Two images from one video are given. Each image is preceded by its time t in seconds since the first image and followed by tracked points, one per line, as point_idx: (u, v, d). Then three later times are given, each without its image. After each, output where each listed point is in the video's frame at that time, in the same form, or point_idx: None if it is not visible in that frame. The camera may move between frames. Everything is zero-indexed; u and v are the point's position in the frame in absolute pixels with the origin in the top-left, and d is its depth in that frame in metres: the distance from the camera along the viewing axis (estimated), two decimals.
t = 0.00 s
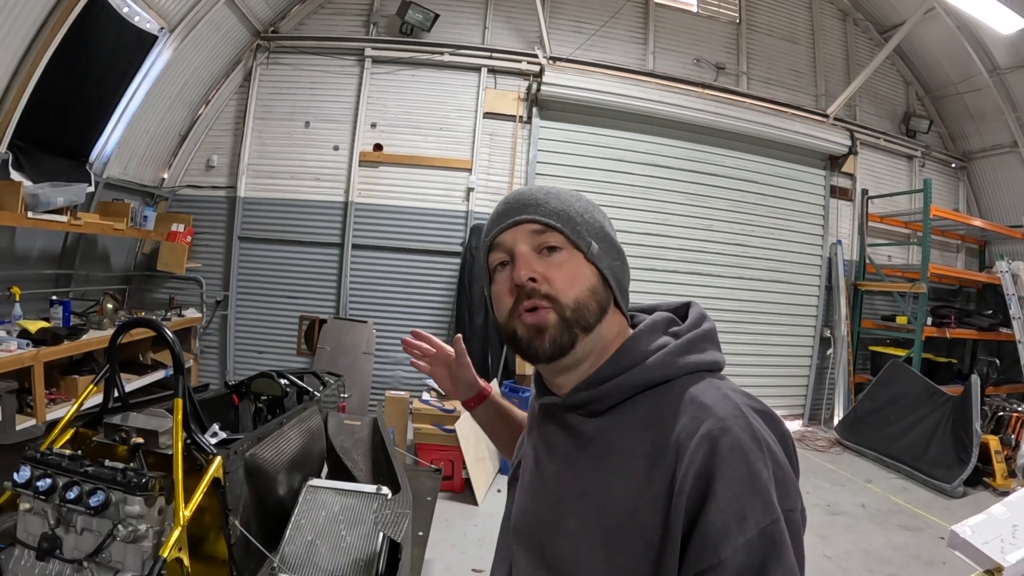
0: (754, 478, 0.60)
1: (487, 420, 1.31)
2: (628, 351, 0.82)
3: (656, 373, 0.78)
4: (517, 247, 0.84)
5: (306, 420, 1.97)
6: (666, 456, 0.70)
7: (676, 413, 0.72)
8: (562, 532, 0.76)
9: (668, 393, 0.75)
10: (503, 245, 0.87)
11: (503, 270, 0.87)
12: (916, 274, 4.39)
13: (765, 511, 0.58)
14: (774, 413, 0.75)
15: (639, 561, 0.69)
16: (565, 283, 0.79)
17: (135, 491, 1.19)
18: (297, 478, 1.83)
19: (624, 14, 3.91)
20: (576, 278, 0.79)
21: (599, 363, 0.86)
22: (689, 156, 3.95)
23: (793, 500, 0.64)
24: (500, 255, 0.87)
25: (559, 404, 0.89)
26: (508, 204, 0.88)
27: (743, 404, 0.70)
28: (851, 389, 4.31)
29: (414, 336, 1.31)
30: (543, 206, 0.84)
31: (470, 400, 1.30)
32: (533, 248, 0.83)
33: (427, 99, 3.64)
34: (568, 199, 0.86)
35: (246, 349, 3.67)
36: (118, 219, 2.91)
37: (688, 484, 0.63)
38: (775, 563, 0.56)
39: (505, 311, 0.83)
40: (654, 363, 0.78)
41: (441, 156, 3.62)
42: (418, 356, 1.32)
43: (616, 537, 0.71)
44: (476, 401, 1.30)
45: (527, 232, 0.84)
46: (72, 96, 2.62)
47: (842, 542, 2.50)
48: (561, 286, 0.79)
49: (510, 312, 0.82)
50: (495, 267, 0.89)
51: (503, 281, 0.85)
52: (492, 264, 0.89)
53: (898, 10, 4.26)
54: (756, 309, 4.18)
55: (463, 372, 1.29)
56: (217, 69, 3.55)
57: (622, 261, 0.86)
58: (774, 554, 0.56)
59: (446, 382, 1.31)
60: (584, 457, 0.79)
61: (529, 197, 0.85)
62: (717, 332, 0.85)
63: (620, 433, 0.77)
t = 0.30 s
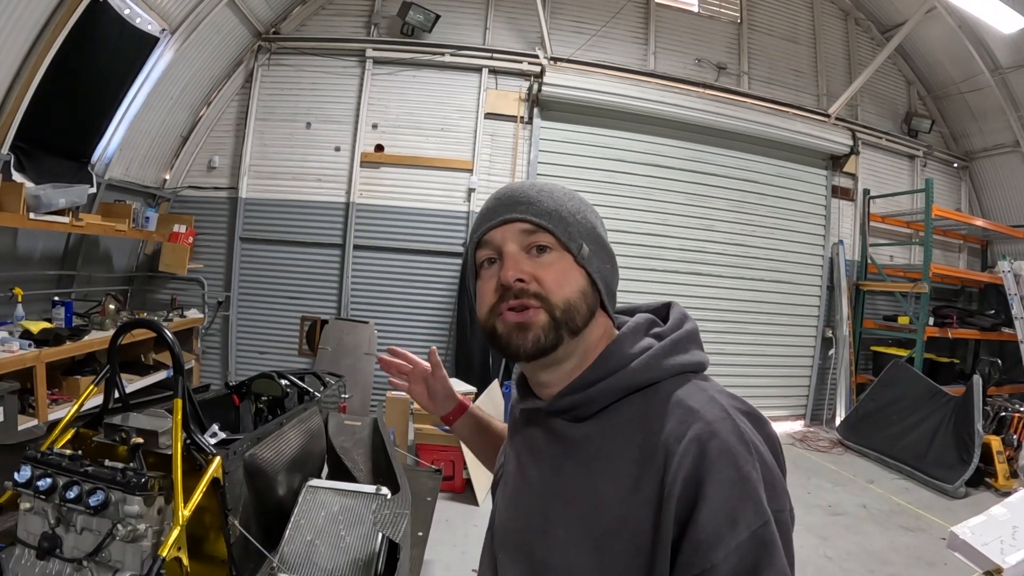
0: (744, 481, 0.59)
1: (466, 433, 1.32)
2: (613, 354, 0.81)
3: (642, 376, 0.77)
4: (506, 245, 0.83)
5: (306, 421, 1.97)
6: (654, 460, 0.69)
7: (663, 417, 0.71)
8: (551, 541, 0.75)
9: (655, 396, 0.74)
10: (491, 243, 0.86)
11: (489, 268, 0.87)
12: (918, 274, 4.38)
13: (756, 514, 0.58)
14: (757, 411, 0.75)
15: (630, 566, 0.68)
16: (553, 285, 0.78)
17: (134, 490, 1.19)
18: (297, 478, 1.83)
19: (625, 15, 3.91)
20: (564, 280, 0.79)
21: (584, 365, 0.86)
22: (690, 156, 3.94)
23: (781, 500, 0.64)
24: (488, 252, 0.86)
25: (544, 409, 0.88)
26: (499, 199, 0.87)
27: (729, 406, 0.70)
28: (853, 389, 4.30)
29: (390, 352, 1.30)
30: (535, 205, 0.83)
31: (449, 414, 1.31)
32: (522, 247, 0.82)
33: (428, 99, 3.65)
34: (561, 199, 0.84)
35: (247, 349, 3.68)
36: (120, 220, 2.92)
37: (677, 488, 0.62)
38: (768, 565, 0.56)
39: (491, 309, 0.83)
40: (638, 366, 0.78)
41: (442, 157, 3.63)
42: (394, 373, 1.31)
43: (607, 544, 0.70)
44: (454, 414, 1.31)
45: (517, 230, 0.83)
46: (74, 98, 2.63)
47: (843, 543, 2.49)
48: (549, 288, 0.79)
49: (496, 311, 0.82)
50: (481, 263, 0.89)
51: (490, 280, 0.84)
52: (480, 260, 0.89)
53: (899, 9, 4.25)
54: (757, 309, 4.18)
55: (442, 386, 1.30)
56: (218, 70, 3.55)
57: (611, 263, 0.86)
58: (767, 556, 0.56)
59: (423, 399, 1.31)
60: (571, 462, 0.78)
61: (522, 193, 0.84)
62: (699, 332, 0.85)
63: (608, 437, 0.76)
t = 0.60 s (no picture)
0: (730, 476, 0.60)
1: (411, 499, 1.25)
2: (603, 343, 0.81)
3: (632, 365, 0.78)
4: (547, 221, 0.84)
5: (307, 418, 1.97)
6: (641, 452, 0.69)
7: (652, 410, 0.71)
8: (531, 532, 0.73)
9: (644, 389, 0.74)
10: (533, 213, 0.86)
11: (522, 236, 0.87)
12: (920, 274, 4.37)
13: (740, 509, 0.58)
14: (743, 409, 0.75)
15: (613, 559, 0.68)
16: (578, 277, 0.80)
17: (133, 483, 1.20)
18: (297, 474, 1.83)
19: (626, 15, 3.91)
20: (588, 276, 0.81)
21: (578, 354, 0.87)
22: (691, 155, 3.94)
23: (766, 496, 0.64)
24: (526, 221, 0.86)
25: (534, 399, 0.88)
26: (557, 169, 0.86)
27: (717, 402, 0.71)
28: (855, 389, 4.29)
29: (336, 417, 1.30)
30: (587, 192, 0.83)
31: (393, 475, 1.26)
32: (560, 228, 0.83)
33: (430, 99, 3.65)
34: (613, 196, 0.85)
35: (250, 349, 3.69)
36: (123, 220, 2.94)
37: (664, 481, 0.62)
38: (751, 560, 0.56)
39: (512, 278, 0.84)
40: (628, 355, 0.78)
41: (444, 156, 3.63)
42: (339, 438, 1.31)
43: (591, 537, 0.69)
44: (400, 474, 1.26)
45: (562, 211, 0.83)
46: (76, 98, 2.64)
47: (843, 543, 2.49)
48: (574, 278, 0.80)
49: (517, 284, 0.83)
50: (514, 231, 0.89)
51: (519, 248, 0.85)
52: (515, 225, 0.89)
53: (901, 9, 4.24)
54: (759, 308, 4.18)
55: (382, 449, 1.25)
56: (220, 71, 3.57)
57: (633, 273, 0.88)
58: (750, 552, 0.57)
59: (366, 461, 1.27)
60: (556, 452, 0.78)
61: (586, 177, 0.85)
62: (684, 322, 0.85)
63: (596, 429, 0.76)
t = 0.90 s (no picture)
0: (739, 470, 0.60)
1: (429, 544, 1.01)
2: (622, 334, 0.82)
3: (649, 357, 0.77)
4: (563, 201, 0.86)
5: (309, 416, 1.98)
6: (653, 442, 0.69)
7: (666, 401, 0.71)
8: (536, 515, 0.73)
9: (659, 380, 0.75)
10: (551, 195, 0.88)
11: (539, 219, 0.89)
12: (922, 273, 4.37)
13: (748, 503, 0.58)
14: (753, 408, 0.75)
15: (615, 547, 0.68)
16: (593, 253, 0.81)
17: (137, 480, 1.20)
18: (299, 472, 1.84)
19: (627, 15, 3.91)
20: (604, 254, 0.81)
21: (596, 344, 0.87)
22: (693, 154, 3.94)
23: (772, 495, 0.64)
24: (544, 203, 0.89)
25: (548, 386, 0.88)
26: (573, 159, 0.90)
27: (730, 399, 0.71)
28: (857, 387, 4.29)
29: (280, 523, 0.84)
30: (603, 177, 0.86)
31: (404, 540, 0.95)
32: (577, 209, 0.85)
33: (432, 99, 3.66)
34: (629, 183, 0.88)
35: (252, 348, 3.70)
36: (125, 220, 2.94)
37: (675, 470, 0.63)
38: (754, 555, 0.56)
39: (529, 256, 0.85)
40: (647, 347, 0.78)
41: (446, 156, 3.64)
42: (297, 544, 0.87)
43: (595, 524, 0.69)
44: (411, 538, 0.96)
45: (579, 192, 0.85)
46: (80, 98, 2.65)
47: (845, 541, 2.49)
48: (589, 254, 0.80)
49: (534, 260, 0.84)
50: (531, 215, 0.91)
51: (537, 228, 0.86)
52: (533, 209, 0.91)
53: (903, 7, 4.24)
54: (761, 307, 4.18)
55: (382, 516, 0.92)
56: (223, 71, 3.57)
57: (649, 260, 0.88)
58: (754, 547, 0.57)
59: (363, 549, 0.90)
60: (566, 440, 0.78)
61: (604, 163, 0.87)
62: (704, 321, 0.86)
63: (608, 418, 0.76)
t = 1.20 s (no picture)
0: (741, 460, 0.60)
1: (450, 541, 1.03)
2: (623, 323, 0.82)
3: (649, 346, 0.77)
4: (547, 194, 0.85)
5: (310, 412, 1.99)
6: (654, 431, 0.69)
7: (667, 390, 0.71)
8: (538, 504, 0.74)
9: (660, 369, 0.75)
10: (534, 188, 0.87)
11: (526, 213, 0.88)
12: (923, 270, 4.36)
13: (748, 493, 0.58)
14: (753, 397, 0.76)
15: (615, 535, 0.68)
16: (581, 244, 0.80)
17: (137, 472, 1.21)
18: (299, 468, 1.84)
19: (627, 13, 3.92)
20: (592, 244, 0.81)
21: (595, 333, 0.87)
22: (694, 152, 3.95)
23: (771, 485, 0.65)
24: (528, 197, 0.88)
25: (550, 375, 0.88)
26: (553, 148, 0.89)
27: (731, 389, 0.71)
28: (859, 385, 4.29)
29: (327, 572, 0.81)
30: (585, 164, 0.85)
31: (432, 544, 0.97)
32: (561, 200, 0.84)
33: (432, 98, 3.66)
34: (612, 166, 0.86)
35: (254, 347, 3.71)
36: (127, 219, 2.95)
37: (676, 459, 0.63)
38: (754, 543, 0.57)
39: (518, 252, 0.85)
40: (648, 335, 0.78)
41: (447, 155, 3.64)
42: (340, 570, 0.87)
43: (597, 512, 0.69)
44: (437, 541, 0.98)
45: (561, 183, 0.85)
46: (82, 98, 2.66)
47: (846, 539, 2.49)
48: (578, 246, 0.80)
49: (523, 256, 0.84)
50: (519, 210, 0.91)
51: (524, 223, 0.86)
52: (519, 202, 0.90)
53: (903, 5, 4.24)
54: (762, 305, 4.18)
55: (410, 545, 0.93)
56: (224, 70, 3.58)
57: (640, 242, 0.88)
58: (753, 535, 0.57)
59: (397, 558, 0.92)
60: (568, 429, 0.79)
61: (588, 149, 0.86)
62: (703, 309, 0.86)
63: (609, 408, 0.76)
